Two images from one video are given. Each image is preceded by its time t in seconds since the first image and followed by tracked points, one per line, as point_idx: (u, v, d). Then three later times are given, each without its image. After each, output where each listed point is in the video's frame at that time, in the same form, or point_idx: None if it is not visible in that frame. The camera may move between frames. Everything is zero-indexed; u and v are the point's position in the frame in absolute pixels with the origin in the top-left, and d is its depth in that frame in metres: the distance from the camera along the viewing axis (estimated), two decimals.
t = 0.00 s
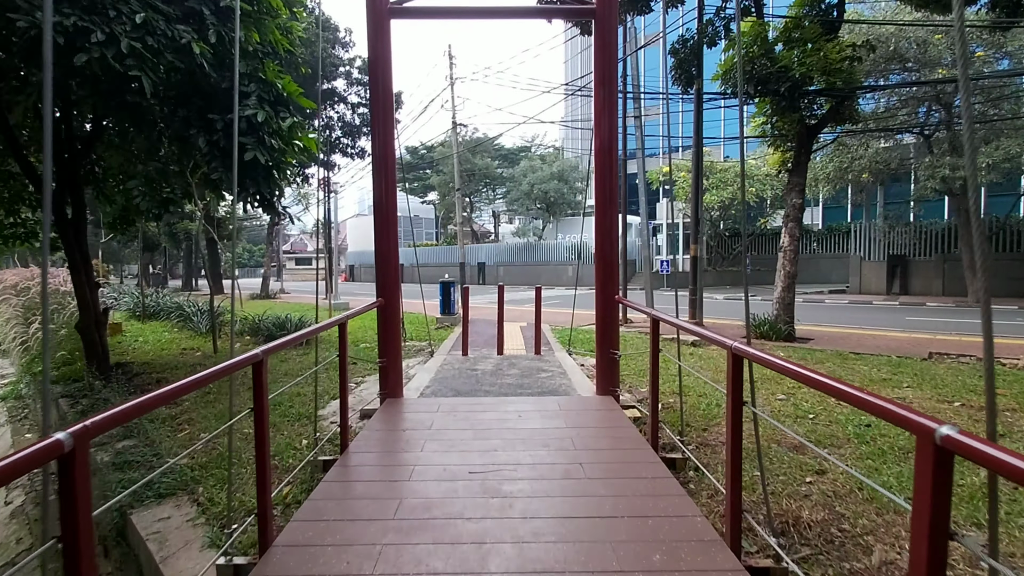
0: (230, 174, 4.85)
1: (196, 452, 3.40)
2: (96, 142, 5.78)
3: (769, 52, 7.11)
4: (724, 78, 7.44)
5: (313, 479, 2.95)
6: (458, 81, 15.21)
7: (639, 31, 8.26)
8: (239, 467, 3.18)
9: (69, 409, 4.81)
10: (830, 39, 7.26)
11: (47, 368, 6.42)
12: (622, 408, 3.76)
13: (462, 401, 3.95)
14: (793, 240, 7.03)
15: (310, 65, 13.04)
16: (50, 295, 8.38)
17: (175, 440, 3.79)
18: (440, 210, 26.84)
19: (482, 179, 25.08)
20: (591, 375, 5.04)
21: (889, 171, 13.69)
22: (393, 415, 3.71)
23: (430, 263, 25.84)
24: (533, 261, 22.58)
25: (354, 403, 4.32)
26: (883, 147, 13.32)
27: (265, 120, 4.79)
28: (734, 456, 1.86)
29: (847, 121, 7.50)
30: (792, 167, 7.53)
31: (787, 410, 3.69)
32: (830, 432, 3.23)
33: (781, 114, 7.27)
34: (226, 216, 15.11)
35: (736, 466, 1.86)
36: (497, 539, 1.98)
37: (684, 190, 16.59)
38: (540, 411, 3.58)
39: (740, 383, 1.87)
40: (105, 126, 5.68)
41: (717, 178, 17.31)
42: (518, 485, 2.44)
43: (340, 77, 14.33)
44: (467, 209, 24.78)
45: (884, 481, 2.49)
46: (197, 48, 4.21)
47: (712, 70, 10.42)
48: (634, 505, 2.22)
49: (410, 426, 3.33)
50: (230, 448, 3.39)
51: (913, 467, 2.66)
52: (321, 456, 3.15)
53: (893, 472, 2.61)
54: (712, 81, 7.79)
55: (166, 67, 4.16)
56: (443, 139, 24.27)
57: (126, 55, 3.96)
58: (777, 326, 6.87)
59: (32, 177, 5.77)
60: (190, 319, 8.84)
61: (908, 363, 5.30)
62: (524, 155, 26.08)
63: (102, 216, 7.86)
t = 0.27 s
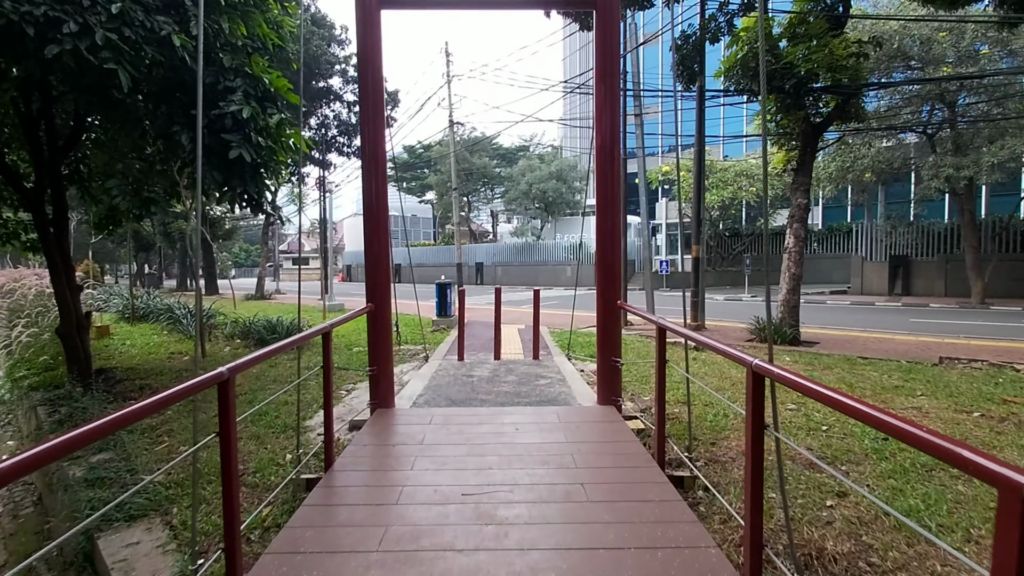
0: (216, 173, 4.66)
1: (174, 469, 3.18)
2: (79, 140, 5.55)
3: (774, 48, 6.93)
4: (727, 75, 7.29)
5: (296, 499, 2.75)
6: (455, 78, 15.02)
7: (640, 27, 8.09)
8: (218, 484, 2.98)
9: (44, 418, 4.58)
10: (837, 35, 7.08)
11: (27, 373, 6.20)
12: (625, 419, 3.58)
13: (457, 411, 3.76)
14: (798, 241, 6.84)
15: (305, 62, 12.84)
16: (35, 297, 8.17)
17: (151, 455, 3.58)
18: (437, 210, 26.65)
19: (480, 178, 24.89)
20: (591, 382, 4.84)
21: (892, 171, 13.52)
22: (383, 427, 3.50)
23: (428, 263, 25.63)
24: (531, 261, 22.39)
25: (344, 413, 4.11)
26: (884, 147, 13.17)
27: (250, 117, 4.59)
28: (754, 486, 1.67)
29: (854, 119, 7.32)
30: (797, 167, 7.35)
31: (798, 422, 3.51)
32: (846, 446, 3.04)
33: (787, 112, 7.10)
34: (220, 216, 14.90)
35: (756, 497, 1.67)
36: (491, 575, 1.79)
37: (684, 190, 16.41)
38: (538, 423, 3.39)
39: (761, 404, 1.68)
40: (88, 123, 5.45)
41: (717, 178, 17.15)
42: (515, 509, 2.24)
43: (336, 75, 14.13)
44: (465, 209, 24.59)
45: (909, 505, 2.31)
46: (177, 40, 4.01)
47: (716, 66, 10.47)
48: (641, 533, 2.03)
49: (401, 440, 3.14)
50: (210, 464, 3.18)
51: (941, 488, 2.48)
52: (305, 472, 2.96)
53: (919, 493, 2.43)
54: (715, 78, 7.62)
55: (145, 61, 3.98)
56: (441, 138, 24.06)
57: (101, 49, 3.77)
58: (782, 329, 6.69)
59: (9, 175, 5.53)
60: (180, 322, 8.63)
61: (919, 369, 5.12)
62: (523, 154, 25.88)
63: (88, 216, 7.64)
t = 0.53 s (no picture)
0: (203, 170, 4.47)
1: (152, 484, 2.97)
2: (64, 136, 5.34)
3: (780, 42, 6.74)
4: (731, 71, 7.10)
5: (279, 518, 2.55)
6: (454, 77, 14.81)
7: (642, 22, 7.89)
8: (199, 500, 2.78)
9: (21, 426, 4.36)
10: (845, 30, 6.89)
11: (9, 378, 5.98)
12: (632, 428, 3.38)
13: (454, 419, 3.56)
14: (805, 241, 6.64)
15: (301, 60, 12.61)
16: (20, 299, 7.94)
17: (129, 468, 3.37)
18: (436, 210, 26.45)
19: (479, 179, 24.70)
20: (594, 388, 4.64)
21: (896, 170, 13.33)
22: (376, 437, 3.30)
23: (426, 263, 25.41)
24: (530, 262, 22.19)
25: (335, 421, 3.90)
26: (887, 147, 13.20)
27: (238, 110, 4.40)
28: (787, 515, 1.47)
29: (862, 116, 7.14)
30: (804, 165, 7.16)
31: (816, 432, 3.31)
32: (870, 459, 2.84)
33: (794, 108, 6.90)
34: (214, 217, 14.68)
35: (790, 528, 1.48)
36: None
37: (685, 190, 16.22)
38: (540, 433, 3.18)
39: (794, 422, 1.48)
40: (73, 119, 5.24)
41: (719, 178, 16.96)
42: (517, 532, 2.04)
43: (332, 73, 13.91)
44: (463, 209, 24.39)
45: (948, 526, 2.12)
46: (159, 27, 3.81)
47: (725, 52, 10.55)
48: (658, 561, 1.83)
49: (394, 452, 2.93)
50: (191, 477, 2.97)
51: (979, 507, 2.29)
52: (291, 487, 2.76)
53: (958, 512, 2.23)
54: (719, 74, 7.44)
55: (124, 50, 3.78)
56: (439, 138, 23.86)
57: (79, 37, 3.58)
58: (790, 332, 6.49)
59: None
60: (172, 324, 8.41)
61: (934, 373, 4.94)
62: (522, 155, 25.69)
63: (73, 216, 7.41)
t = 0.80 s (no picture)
0: (191, 171, 4.28)
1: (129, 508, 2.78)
2: (48, 137, 5.14)
3: (788, 38, 6.53)
4: (737, 69, 6.90)
5: (263, 549, 2.34)
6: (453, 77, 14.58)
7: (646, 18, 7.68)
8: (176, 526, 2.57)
9: None
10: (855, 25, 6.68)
11: None
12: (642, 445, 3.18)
13: (453, 435, 3.35)
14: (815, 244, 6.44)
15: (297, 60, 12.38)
16: (7, 304, 7.72)
17: (104, 489, 3.15)
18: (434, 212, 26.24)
19: (478, 180, 24.49)
20: (600, 399, 4.43)
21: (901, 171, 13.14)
22: (369, 455, 3.09)
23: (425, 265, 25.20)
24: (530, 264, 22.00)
25: (327, 436, 3.68)
26: (893, 147, 13.00)
27: (226, 108, 4.21)
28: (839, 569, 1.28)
29: (872, 115, 6.93)
30: (813, 165, 6.95)
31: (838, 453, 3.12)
32: (903, 482, 2.63)
33: (803, 107, 6.70)
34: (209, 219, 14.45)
35: None
36: None
37: (687, 191, 16.04)
38: (544, 451, 2.97)
39: (847, 462, 1.28)
40: (58, 118, 5.04)
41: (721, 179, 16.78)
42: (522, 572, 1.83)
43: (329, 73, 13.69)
44: (463, 210, 24.19)
45: (1000, 565, 1.91)
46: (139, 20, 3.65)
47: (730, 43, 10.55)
48: None
49: (388, 474, 2.72)
50: (169, 501, 2.77)
51: None
52: (276, 513, 2.55)
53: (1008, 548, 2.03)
54: (724, 72, 7.24)
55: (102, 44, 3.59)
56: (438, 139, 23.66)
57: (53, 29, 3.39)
58: (799, 337, 6.29)
59: None
60: (164, 329, 8.18)
61: (953, 382, 4.73)
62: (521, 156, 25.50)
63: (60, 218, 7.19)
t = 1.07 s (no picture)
0: (176, 170, 4.10)
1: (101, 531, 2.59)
2: (27, 137, 4.94)
3: (794, 36, 6.39)
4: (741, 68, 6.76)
5: None
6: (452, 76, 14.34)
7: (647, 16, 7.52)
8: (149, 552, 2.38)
9: None
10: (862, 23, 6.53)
11: None
12: (649, 460, 3.00)
13: (450, 449, 3.16)
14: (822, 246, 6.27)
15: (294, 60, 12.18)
16: None
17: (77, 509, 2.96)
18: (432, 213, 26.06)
19: (476, 181, 24.33)
20: (602, 407, 4.25)
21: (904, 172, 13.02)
22: (360, 471, 2.91)
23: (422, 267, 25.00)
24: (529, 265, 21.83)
25: (317, 450, 3.50)
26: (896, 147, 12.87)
27: (212, 104, 4.03)
28: None
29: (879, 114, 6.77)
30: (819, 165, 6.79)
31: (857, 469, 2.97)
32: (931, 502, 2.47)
33: (809, 106, 6.54)
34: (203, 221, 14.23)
35: None
36: None
37: (687, 192, 15.89)
38: (546, 469, 2.79)
39: (901, 503, 1.12)
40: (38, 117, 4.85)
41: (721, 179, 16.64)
42: None
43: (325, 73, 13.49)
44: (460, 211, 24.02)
45: None
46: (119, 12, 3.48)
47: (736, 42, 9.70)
48: None
49: (380, 494, 2.53)
50: (144, 524, 2.59)
51: None
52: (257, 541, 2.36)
53: None
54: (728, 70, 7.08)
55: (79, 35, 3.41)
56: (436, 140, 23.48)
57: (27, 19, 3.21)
58: (806, 341, 6.13)
59: None
60: (153, 333, 7.96)
61: (968, 390, 4.58)
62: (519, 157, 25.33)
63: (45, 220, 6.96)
